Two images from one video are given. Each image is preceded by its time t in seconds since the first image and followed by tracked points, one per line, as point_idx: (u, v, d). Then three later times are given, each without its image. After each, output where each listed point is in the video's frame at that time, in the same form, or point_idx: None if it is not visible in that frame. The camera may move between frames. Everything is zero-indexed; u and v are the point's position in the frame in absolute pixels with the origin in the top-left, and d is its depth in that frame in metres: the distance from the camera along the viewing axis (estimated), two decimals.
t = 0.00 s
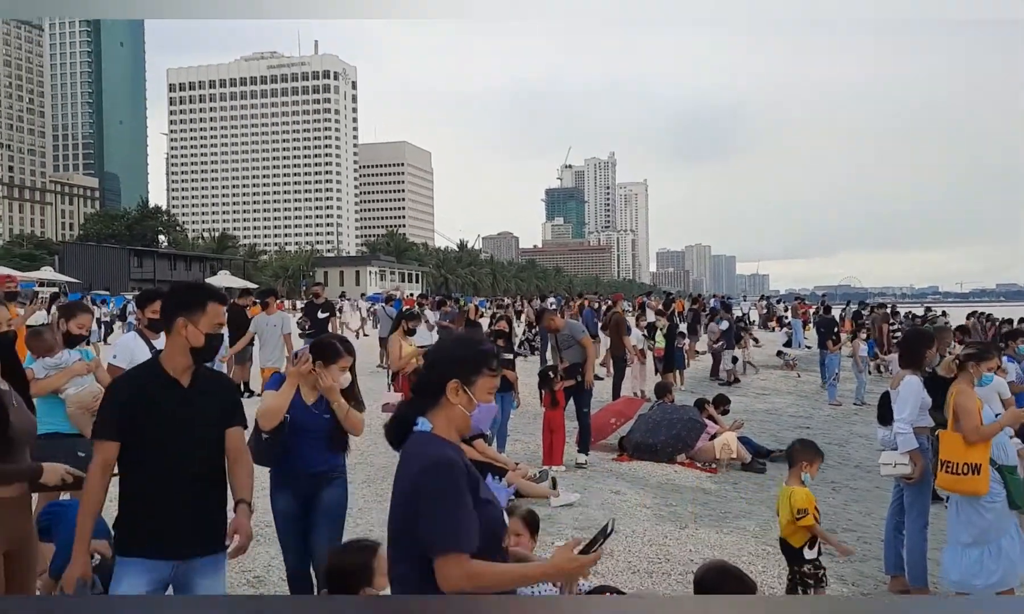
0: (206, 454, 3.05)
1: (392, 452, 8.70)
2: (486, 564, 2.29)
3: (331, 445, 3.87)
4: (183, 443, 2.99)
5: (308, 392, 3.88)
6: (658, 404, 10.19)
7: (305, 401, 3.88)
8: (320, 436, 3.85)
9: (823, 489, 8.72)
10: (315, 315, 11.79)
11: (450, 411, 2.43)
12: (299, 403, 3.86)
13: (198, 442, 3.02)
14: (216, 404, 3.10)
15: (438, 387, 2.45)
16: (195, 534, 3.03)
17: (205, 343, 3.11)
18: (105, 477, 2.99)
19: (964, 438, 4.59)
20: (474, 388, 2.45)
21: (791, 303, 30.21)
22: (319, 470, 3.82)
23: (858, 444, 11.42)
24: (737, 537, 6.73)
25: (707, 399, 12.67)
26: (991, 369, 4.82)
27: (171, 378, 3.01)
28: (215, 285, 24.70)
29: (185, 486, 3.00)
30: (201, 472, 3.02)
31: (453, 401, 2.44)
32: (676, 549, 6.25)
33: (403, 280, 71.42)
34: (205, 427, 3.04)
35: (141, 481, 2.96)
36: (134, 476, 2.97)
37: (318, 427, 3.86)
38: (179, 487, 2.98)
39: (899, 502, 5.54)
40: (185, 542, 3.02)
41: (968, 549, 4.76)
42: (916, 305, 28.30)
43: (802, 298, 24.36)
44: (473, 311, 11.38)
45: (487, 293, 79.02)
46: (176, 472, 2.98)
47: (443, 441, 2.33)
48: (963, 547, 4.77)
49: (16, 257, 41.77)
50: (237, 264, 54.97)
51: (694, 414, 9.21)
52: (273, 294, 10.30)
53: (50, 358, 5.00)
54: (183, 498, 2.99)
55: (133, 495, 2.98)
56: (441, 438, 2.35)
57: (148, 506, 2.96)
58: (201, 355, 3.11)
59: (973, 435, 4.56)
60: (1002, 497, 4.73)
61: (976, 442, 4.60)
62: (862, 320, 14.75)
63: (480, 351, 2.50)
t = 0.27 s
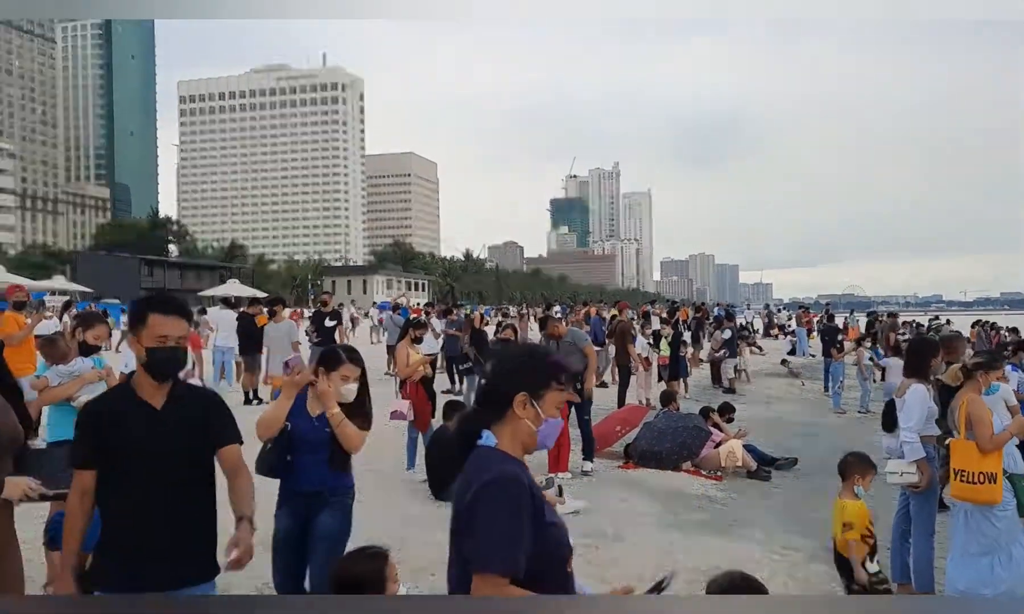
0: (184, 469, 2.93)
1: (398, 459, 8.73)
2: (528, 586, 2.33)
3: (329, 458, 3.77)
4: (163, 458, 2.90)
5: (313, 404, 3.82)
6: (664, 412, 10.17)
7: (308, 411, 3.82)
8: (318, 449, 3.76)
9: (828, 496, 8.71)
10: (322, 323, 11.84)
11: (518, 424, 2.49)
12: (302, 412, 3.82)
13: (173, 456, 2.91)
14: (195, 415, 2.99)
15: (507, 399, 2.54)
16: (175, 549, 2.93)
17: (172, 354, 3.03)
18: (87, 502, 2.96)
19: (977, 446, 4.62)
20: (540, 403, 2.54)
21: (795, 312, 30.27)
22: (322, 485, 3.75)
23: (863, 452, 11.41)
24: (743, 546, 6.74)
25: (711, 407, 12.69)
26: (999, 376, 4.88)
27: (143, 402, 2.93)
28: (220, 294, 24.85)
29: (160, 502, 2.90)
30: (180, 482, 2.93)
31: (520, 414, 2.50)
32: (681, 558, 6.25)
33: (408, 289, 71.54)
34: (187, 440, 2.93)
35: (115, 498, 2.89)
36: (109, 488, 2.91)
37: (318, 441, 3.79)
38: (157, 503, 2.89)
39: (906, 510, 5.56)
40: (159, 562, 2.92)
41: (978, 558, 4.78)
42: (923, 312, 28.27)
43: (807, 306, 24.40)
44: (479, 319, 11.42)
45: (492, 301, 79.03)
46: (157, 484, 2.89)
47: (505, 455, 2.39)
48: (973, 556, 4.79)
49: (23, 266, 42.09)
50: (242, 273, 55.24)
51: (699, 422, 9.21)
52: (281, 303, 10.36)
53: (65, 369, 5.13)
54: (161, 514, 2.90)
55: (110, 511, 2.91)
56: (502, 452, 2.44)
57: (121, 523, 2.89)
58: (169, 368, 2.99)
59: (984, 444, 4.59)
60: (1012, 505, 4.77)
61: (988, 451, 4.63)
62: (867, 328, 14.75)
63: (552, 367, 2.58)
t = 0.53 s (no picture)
0: (185, 474, 2.83)
1: (435, 473, 8.64)
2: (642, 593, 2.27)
3: (353, 471, 3.54)
4: (160, 466, 2.80)
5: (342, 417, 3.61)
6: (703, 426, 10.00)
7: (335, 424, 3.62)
8: (342, 464, 3.55)
9: (877, 514, 8.41)
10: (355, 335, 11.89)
11: (627, 446, 2.41)
12: (333, 424, 3.61)
13: (174, 462, 2.81)
14: (198, 421, 2.87)
15: (616, 422, 2.42)
16: (180, 549, 2.84)
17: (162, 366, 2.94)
18: (69, 523, 2.92)
19: None
20: (650, 427, 2.44)
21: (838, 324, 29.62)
22: (357, 501, 3.52)
23: (912, 469, 11.03)
24: (789, 564, 6.52)
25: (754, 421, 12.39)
26: None
27: (130, 419, 2.83)
28: (260, 306, 25.18)
29: (160, 507, 2.80)
30: (185, 486, 2.83)
31: (630, 438, 2.42)
32: (725, 576, 6.07)
33: (445, 301, 72.01)
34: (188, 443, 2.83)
35: (116, 504, 2.79)
36: (106, 499, 2.81)
37: (342, 454, 3.57)
38: (163, 506, 2.80)
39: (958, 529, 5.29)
40: (166, 564, 2.84)
41: None
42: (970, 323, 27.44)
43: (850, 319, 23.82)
44: (514, 332, 11.34)
45: (530, 313, 79.03)
46: (157, 489, 2.79)
47: (616, 477, 2.31)
48: None
49: (72, 279, 43.39)
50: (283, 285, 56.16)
51: (742, 436, 8.99)
52: (317, 315, 10.41)
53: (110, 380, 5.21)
54: (165, 520, 2.80)
55: (112, 520, 2.80)
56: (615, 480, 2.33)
57: (126, 529, 2.79)
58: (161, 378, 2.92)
59: None
60: None
61: None
62: (915, 341, 14.30)
63: (658, 385, 2.46)
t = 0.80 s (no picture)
0: (190, 485, 2.77)
1: (463, 483, 8.61)
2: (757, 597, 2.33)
3: (368, 486, 3.55)
4: (165, 478, 2.74)
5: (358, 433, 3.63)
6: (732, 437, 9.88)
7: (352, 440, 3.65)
8: (357, 480, 3.56)
9: (912, 527, 8.22)
10: (377, 346, 11.98)
11: (720, 467, 2.51)
12: (348, 440, 3.65)
13: (179, 475, 2.75)
14: (204, 432, 2.82)
15: (707, 442, 2.51)
16: (181, 557, 2.78)
17: (168, 385, 2.85)
18: (54, 542, 2.80)
19: None
20: (740, 443, 2.51)
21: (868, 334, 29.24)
22: (373, 518, 3.51)
23: (947, 481, 10.79)
24: (821, 578, 6.37)
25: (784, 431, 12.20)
26: None
27: (133, 433, 2.75)
28: (290, 315, 25.48)
29: (162, 519, 2.74)
30: (187, 495, 2.76)
31: (721, 457, 2.51)
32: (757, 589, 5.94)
33: (471, 311, 72.26)
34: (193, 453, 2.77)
35: (120, 516, 2.72)
36: (107, 511, 2.72)
37: (357, 470, 3.58)
38: (166, 515, 2.73)
39: (996, 542, 5.12)
40: (168, 572, 2.78)
41: None
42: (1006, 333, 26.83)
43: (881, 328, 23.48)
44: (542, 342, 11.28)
45: (556, 323, 78.92)
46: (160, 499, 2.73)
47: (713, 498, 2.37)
48: None
49: (105, 290, 44.20)
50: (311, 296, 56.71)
51: (774, 448, 8.88)
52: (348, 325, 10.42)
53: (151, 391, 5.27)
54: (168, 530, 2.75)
55: (114, 532, 2.73)
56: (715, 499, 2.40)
57: (132, 541, 2.72)
58: (166, 399, 2.83)
59: None
60: None
61: None
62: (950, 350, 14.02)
63: (741, 406, 2.54)
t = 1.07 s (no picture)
0: (190, 519, 2.63)
1: (480, 493, 8.58)
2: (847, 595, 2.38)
3: (354, 511, 3.49)
4: (157, 512, 2.57)
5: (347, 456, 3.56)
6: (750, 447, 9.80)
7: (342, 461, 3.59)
8: (344, 507, 3.50)
9: (933, 538, 8.08)
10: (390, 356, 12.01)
11: (811, 475, 2.54)
12: (335, 463, 3.58)
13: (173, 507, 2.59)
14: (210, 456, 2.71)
15: (793, 449, 2.55)
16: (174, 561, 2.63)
17: (179, 411, 2.74)
18: (17, 561, 2.64)
19: None
20: (829, 448, 2.56)
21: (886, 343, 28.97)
22: (363, 545, 3.46)
23: (969, 491, 10.61)
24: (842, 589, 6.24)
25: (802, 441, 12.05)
26: None
27: (124, 457, 2.61)
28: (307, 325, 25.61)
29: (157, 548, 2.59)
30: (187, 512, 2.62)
31: (812, 463, 2.54)
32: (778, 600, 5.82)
33: (487, 319, 72.35)
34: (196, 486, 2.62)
35: (112, 548, 2.57)
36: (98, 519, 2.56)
37: (343, 494, 3.52)
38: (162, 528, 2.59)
39: (1022, 554, 4.99)
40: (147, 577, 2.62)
41: None
42: None
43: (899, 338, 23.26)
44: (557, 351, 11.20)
45: (572, 332, 78.80)
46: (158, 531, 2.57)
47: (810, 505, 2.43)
48: None
49: (125, 299, 44.67)
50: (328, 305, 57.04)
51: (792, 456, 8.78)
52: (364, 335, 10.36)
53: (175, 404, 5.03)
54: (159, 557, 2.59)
55: (104, 565, 2.58)
56: (807, 506, 2.46)
57: (124, 575, 2.58)
58: (174, 427, 2.72)
59: None
60: None
61: None
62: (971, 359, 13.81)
63: (830, 411, 2.58)
